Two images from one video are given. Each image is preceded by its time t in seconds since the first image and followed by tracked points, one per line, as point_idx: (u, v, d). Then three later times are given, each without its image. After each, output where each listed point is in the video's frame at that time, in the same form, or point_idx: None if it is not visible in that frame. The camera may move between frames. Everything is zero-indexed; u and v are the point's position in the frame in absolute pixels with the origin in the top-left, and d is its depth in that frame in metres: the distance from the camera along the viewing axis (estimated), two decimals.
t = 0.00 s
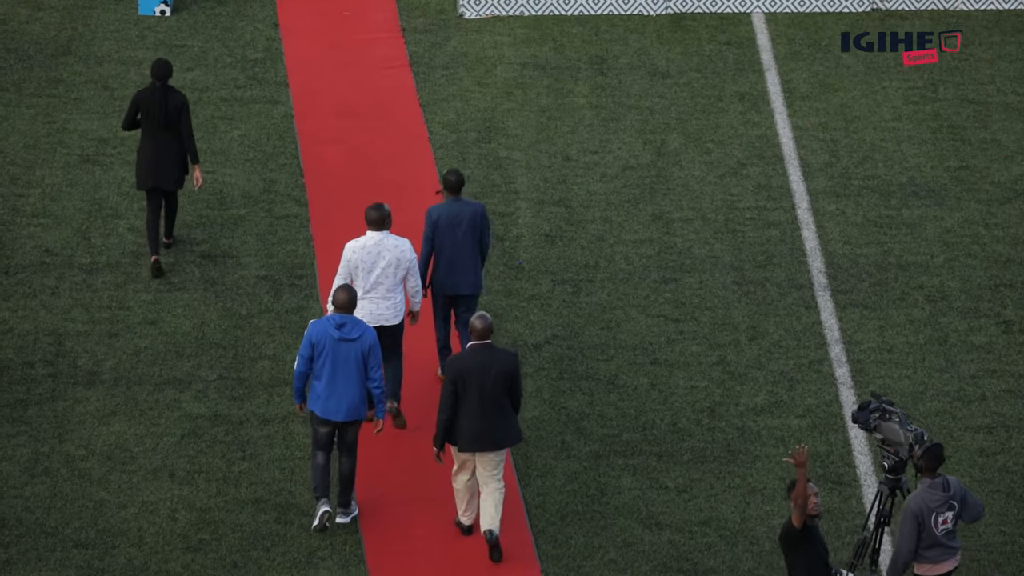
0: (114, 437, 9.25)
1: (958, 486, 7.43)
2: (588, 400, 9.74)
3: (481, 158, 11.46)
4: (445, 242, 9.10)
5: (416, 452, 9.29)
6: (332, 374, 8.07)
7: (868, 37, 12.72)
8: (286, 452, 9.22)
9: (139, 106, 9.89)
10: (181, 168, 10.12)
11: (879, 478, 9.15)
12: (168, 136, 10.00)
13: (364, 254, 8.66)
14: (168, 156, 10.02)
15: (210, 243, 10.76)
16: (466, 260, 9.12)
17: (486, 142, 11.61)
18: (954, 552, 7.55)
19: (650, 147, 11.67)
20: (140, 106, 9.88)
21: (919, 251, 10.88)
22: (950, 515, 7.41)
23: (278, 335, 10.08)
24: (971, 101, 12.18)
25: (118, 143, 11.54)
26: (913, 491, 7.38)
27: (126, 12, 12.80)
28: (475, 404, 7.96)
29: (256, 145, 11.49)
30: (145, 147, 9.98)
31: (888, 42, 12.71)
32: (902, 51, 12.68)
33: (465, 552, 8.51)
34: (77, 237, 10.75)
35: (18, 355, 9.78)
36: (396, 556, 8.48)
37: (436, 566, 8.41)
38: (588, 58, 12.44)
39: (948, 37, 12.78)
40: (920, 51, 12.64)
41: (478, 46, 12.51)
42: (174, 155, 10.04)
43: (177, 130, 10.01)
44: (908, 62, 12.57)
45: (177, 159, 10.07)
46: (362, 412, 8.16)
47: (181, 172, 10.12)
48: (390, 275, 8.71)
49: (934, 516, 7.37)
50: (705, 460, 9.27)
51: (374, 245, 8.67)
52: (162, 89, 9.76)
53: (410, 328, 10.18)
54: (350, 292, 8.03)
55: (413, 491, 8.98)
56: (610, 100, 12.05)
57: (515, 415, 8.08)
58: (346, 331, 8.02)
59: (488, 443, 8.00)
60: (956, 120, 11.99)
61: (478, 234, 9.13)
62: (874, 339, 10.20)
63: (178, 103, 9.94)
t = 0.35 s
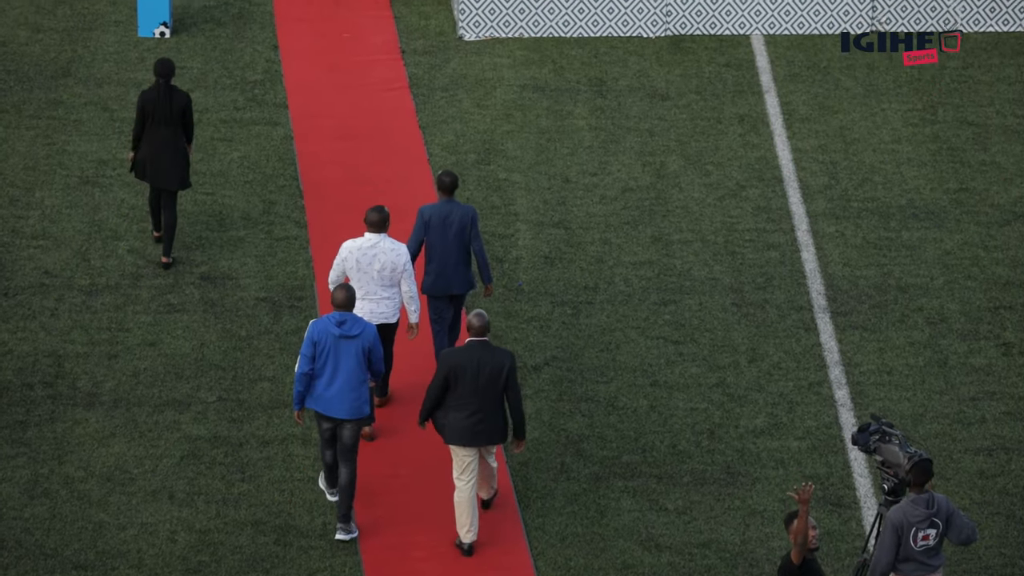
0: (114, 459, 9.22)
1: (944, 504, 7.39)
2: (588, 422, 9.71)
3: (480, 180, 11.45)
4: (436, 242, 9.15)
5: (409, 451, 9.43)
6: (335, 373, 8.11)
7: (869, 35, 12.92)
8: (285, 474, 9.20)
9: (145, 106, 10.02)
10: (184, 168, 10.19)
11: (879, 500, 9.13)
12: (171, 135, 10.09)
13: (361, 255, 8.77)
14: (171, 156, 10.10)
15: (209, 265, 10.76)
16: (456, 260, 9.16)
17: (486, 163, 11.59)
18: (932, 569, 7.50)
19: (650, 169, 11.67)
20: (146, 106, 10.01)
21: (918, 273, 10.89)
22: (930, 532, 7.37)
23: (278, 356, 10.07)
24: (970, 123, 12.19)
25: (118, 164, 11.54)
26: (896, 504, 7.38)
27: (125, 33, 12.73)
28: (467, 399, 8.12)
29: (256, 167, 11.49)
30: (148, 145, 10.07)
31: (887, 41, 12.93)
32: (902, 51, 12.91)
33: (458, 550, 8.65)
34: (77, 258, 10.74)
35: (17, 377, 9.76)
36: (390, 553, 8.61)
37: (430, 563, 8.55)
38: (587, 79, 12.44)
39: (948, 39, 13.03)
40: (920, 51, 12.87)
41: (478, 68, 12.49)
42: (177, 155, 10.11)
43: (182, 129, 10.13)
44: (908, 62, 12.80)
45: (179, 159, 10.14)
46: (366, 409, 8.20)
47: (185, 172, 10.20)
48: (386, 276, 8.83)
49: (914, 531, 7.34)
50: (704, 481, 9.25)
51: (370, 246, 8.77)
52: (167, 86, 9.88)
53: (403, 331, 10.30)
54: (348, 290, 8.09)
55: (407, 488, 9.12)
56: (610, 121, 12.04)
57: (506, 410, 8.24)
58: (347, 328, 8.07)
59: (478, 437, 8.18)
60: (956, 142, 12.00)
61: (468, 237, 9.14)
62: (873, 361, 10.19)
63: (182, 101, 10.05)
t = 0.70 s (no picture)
0: (128, 483, 9.20)
1: (947, 527, 7.32)
2: (602, 447, 9.68)
3: (494, 204, 11.44)
4: (449, 240, 9.37)
5: (423, 448, 9.63)
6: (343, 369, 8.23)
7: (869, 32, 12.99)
8: (299, 498, 9.17)
9: (159, 107, 10.21)
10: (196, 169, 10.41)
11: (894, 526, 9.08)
12: (184, 136, 10.31)
13: (381, 254, 8.83)
14: (184, 158, 10.32)
15: (224, 289, 10.75)
16: (468, 257, 9.40)
17: (500, 188, 11.57)
18: None
19: (664, 194, 11.66)
20: (161, 107, 10.20)
21: (932, 298, 10.86)
22: (930, 553, 7.31)
23: (292, 381, 10.06)
24: (985, 148, 12.17)
25: (133, 189, 11.54)
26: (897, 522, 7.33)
27: (140, 57, 12.71)
28: (486, 394, 8.26)
29: (270, 192, 11.49)
30: (161, 147, 10.27)
31: (887, 41, 13.03)
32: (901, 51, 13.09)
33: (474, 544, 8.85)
34: (92, 282, 10.74)
35: (32, 401, 9.75)
36: (406, 547, 8.82)
37: (446, 556, 8.75)
38: (601, 104, 12.42)
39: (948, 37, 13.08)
40: (920, 51, 13.05)
41: (492, 93, 12.45)
42: (189, 156, 10.34)
43: (194, 129, 10.34)
44: (908, 62, 13.07)
45: (192, 161, 10.37)
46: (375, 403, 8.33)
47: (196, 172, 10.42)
48: (405, 275, 8.91)
49: (914, 551, 7.30)
50: (718, 507, 9.21)
51: (391, 245, 8.84)
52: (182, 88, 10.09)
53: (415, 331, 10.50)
54: (356, 287, 8.16)
55: (421, 484, 9.32)
56: (624, 146, 12.03)
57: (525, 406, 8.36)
58: (355, 326, 8.17)
59: (498, 432, 8.31)
60: (970, 168, 11.98)
61: (479, 235, 9.41)
62: (888, 386, 10.16)
63: (196, 102, 10.29)
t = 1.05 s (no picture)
0: (143, 513, 9.17)
1: (952, 560, 7.42)
2: (617, 478, 9.63)
3: (510, 235, 11.43)
4: (455, 252, 9.52)
5: (435, 455, 9.76)
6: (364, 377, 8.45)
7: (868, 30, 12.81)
8: (314, 528, 9.14)
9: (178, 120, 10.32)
10: (214, 181, 10.48)
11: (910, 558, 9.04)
12: (203, 148, 10.39)
13: (387, 263, 9.04)
14: (202, 169, 10.41)
15: (239, 319, 10.73)
16: (474, 268, 9.55)
17: (516, 219, 11.56)
18: None
19: (680, 224, 11.63)
20: (178, 120, 10.31)
21: (948, 329, 10.83)
22: None
23: (307, 411, 10.04)
24: (1001, 179, 12.13)
25: (148, 219, 11.51)
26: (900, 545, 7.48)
27: (156, 87, 12.66)
28: (495, 404, 8.38)
29: (286, 221, 11.49)
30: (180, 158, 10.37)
31: (889, 41, 12.77)
32: (902, 51, 12.83)
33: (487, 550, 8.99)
34: (107, 312, 10.73)
35: (47, 431, 9.73)
36: (420, 554, 8.96)
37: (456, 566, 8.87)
38: (617, 135, 12.37)
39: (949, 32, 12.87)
40: (920, 51, 12.85)
41: (508, 123, 12.42)
42: (207, 168, 10.42)
43: (213, 145, 10.40)
44: (908, 62, 12.89)
45: (210, 173, 10.44)
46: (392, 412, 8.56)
47: (214, 187, 10.49)
48: (411, 285, 9.11)
49: None
50: (734, 538, 9.18)
51: (397, 255, 9.05)
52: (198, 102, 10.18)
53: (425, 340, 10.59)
54: (381, 297, 8.42)
55: (433, 491, 9.45)
56: (640, 177, 12.00)
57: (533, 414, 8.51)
58: (378, 334, 8.42)
59: (508, 441, 8.44)
60: (986, 199, 11.94)
61: (484, 245, 9.56)
62: (903, 418, 10.12)
63: (215, 117, 10.35)
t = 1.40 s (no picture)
0: (156, 542, 9.15)
1: None
2: (631, 507, 9.59)
3: (524, 264, 11.43)
4: (462, 259, 9.61)
5: (444, 455, 9.96)
6: (384, 381, 8.61)
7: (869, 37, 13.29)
8: (328, 558, 9.11)
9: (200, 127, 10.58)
10: (238, 186, 10.73)
11: None
12: (226, 153, 10.66)
13: (400, 272, 9.17)
14: (224, 175, 10.66)
15: (253, 347, 10.72)
16: (480, 277, 9.60)
17: (530, 248, 11.56)
18: None
19: (694, 253, 11.62)
20: (201, 126, 10.58)
21: (963, 359, 10.80)
22: None
23: (321, 439, 10.02)
24: (1016, 209, 12.09)
25: (162, 247, 11.50)
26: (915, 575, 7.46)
27: (171, 115, 12.67)
28: (496, 402, 8.52)
29: (300, 250, 11.48)
30: (202, 166, 10.63)
31: (887, 42, 13.13)
32: (903, 51, 13.08)
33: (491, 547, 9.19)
34: (121, 340, 10.71)
35: (61, 459, 9.71)
36: (426, 550, 9.17)
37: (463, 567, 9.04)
38: (631, 164, 12.38)
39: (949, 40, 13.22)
40: (920, 51, 13.03)
41: (522, 152, 12.43)
42: (230, 173, 10.68)
43: (236, 149, 10.68)
44: (908, 62, 12.93)
45: (232, 178, 10.70)
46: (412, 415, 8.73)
47: (237, 190, 10.74)
48: (424, 296, 9.23)
49: None
50: (748, 568, 9.15)
51: (410, 266, 9.17)
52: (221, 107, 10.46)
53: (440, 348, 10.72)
54: (396, 303, 8.58)
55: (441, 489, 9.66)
56: (654, 207, 12.00)
57: (537, 411, 8.64)
58: (396, 339, 8.58)
59: (509, 438, 8.58)
60: (1001, 230, 11.90)
61: (492, 257, 9.60)
62: (918, 447, 10.08)
63: (236, 121, 10.63)
